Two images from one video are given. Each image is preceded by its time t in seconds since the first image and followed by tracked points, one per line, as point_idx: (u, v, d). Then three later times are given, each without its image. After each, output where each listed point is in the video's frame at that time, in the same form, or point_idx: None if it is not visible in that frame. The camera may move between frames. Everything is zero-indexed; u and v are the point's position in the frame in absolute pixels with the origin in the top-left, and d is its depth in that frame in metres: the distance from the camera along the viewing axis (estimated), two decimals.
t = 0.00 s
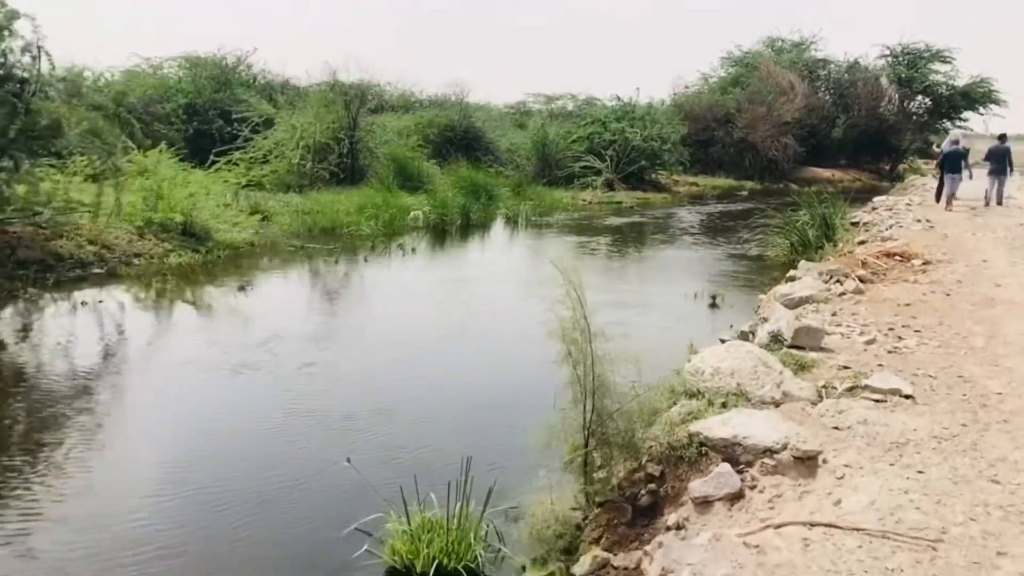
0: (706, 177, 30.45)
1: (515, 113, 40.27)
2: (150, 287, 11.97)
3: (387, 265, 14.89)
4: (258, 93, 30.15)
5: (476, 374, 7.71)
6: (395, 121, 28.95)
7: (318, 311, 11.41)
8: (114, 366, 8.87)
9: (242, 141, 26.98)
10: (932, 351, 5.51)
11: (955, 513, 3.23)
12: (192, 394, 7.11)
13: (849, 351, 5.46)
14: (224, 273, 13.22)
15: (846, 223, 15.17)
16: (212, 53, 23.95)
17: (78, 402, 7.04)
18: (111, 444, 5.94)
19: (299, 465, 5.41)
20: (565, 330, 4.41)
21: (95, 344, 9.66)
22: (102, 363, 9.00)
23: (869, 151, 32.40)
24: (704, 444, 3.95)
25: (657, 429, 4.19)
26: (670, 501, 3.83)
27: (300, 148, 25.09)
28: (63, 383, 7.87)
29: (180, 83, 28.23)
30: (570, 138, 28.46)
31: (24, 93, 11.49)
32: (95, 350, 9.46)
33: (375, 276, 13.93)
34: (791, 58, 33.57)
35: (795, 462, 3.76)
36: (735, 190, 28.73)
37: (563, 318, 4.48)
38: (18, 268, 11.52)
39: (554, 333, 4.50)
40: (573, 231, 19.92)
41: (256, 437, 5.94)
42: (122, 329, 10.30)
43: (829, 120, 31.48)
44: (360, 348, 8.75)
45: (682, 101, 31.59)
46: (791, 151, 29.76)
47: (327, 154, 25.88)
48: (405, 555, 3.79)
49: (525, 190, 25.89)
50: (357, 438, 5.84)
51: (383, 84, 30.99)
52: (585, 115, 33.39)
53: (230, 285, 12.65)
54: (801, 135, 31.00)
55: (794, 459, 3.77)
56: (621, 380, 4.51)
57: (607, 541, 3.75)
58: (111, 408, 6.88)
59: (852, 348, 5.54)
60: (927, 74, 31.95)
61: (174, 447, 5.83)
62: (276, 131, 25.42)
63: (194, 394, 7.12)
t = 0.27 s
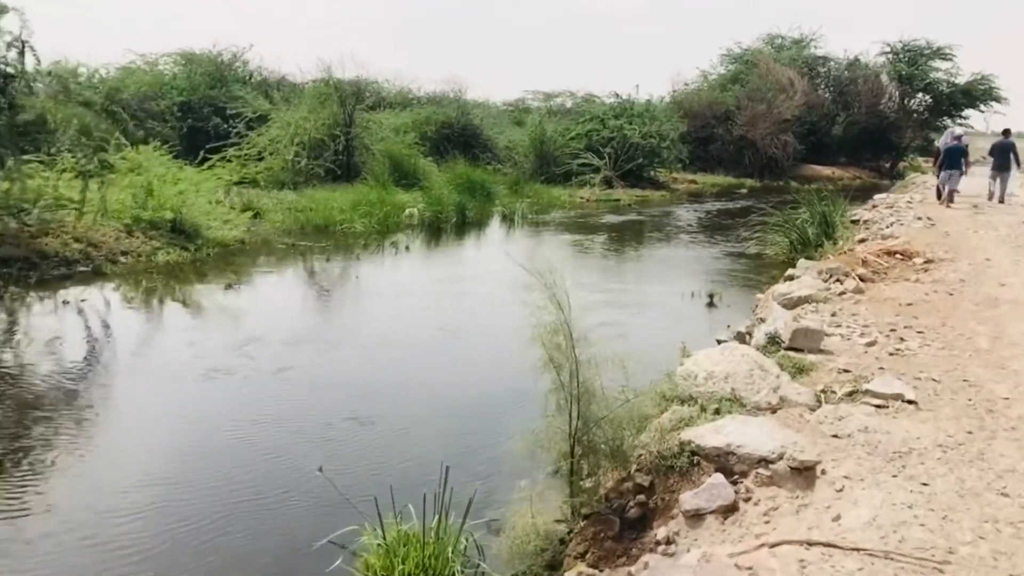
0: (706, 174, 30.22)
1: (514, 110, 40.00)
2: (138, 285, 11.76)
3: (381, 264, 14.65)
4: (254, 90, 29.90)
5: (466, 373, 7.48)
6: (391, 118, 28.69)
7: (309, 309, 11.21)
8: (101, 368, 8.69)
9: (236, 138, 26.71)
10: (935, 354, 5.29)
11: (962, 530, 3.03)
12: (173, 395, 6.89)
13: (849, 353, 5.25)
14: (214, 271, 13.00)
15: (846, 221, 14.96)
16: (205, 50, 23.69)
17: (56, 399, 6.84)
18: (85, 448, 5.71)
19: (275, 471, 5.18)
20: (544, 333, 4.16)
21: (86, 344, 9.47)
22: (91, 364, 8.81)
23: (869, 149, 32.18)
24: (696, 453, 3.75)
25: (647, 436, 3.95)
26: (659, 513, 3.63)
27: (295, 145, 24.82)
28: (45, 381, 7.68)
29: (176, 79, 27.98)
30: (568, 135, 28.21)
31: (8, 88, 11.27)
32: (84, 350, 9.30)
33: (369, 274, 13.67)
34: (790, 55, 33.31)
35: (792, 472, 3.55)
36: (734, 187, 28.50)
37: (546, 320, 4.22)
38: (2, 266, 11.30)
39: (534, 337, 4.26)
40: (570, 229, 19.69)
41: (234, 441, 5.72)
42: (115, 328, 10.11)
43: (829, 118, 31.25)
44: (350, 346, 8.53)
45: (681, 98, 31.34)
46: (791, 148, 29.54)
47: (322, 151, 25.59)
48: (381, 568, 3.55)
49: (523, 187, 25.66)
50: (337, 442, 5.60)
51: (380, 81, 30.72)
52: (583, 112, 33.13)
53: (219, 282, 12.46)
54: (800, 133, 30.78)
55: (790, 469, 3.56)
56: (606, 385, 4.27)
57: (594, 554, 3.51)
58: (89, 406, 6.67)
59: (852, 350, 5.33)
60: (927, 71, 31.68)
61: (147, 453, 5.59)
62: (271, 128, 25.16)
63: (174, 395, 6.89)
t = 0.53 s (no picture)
0: (706, 172, 29.98)
1: (514, 107, 39.74)
2: (126, 286, 11.53)
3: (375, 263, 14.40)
4: (252, 87, 29.63)
5: (454, 377, 7.24)
6: (389, 116, 28.42)
7: (301, 310, 10.99)
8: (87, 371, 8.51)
9: (233, 136, 26.45)
10: (941, 363, 5.06)
11: (975, 566, 2.80)
12: (151, 402, 6.65)
13: (851, 363, 5.02)
14: (204, 270, 12.77)
15: (847, 220, 14.72)
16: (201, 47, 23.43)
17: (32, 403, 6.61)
18: (57, 458, 5.49)
19: (253, 487, 4.96)
20: (525, 344, 3.91)
21: (71, 347, 9.26)
22: (77, 367, 8.61)
23: (870, 146, 31.93)
24: (689, 476, 3.53)
25: (637, 454, 3.74)
26: (649, 538, 3.39)
27: (291, 143, 24.56)
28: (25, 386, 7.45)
29: (172, 76, 27.72)
30: (567, 133, 27.95)
31: None
32: (68, 353, 9.08)
33: (363, 275, 13.43)
34: (791, 53, 33.00)
35: (790, 495, 3.31)
36: (735, 186, 28.23)
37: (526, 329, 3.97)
38: None
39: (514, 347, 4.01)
40: (569, 228, 19.45)
41: (210, 455, 5.48)
42: (99, 331, 9.89)
43: (830, 115, 30.97)
44: (337, 348, 8.29)
45: (681, 96, 31.06)
46: (792, 146, 29.30)
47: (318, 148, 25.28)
48: None
49: (521, 185, 25.40)
50: (318, 455, 5.38)
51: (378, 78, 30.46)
52: (583, 109, 32.86)
53: (210, 283, 12.22)
54: (801, 131, 30.53)
55: (789, 492, 3.32)
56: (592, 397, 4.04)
57: None
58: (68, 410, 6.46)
59: (854, 359, 5.09)
60: (929, 69, 31.41)
61: (120, 467, 5.36)
62: (268, 126, 24.89)
63: (151, 401, 6.64)
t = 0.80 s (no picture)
0: (705, 171, 29.78)
1: (513, 105, 39.50)
2: (112, 287, 11.33)
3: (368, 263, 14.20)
4: (248, 84, 29.40)
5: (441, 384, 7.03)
6: (387, 114, 28.16)
7: (292, 312, 10.79)
8: (74, 373, 8.32)
9: (228, 134, 26.20)
10: (943, 371, 4.86)
11: None
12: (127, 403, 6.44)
13: (849, 371, 4.82)
14: (193, 271, 12.57)
15: (847, 219, 14.51)
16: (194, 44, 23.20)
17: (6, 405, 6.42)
18: (26, 463, 5.29)
19: (227, 499, 4.77)
20: (503, 351, 3.70)
21: (55, 349, 9.06)
22: (60, 369, 8.42)
23: (870, 145, 31.75)
24: (674, 495, 3.33)
25: (622, 469, 3.56)
26: (633, 562, 3.27)
27: (286, 141, 24.33)
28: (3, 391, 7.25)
29: (168, 73, 27.49)
30: (565, 131, 27.73)
31: None
32: (51, 355, 8.88)
33: (361, 275, 13.25)
34: (791, 51, 32.78)
35: (783, 516, 3.11)
36: (735, 185, 28.01)
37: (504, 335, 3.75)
38: None
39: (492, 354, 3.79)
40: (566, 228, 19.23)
41: (184, 462, 5.28)
42: (86, 332, 9.69)
43: (830, 114, 30.76)
44: (322, 351, 8.08)
45: (681, 94, 30.81)
46: (792, 145, 29.11)
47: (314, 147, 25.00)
48: None
49: (519, 184, 25.21)
50: (296, 467, 5.19)
51: (375, 76, 30.23)
52: (582, 108, 32.61)
53: (197, 283, 12.04)
54: (802, 129, 30.37)
55: (781, 514, 3.12)
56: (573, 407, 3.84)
57: None
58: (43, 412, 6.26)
59: (852, 367, 4.89)
60: (930, 67, 31.19)
61: (90, 473, 5.16)
62: (264, 124, 24.67)
63: (132, 404, 6.42)
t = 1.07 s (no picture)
0: (706, 170, 29.59)
1: (513, 104, 39.29)
2: (101, 288, 11.17)
3: (362, 263, 14.01)
4: (247, 83, 29.21)
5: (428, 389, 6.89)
6: (386, 113, 27.95)
7: (284, 312, 10.63)
8: (64, 376, 8.19)
9: (225, 134, 26.00)
10: (942, 379, 4.68)
11: None
12: (106, 412, 6.30)
13: (844, 380, 4.64)
14: (185, 271, 12.39)
15: (847, 219, 14.33)
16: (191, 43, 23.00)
17: None
18: None
19: (203, 514, 4.63)
20: (476, 366, 3.55)
21: (43, 352, 8.90)
22: (47, 373, 8.27)
23: (871, 144, 31.54)
24: (656, 513, 3.17)
25: (605, 485, 3.42)
26: None
27: (283, 141, 24.11)
28: None
29: (166, 72, 27.31)
30: (565, 130, 27.54)
31: None
32: (37, 358, 8.71)
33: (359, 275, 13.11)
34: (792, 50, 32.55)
35: (769, 539, 2.94)
36: (736, 184, 27.80)
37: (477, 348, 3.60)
38: None
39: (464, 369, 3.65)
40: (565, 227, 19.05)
41: (160, 475, 5.14)
42: (75, 335, 9.53)
43: (831, 112, 30.54)
44: (309, 353, 7.94)
45: (682, 93, 30.59)
46: (793, 144, 28.91)
47: (310, 147, 24.55)
48: None
49: (518, 183, 25.02)
50: (275, 479, 5.06)
51: (374, 75, 30.03)
52: (583, 106, 32.39)
53: (187, 283, 11.88)
54: (802, 128, 30.15)
55: (766, 536, 2.94)
56: (549, 422, 3.70)
57: None
58: (22, 421, 6.12)
59: (847, 375, 4.72)
60: (932, 66, 30.96)
61: (64, 486, 5.02)
62: (262, 123, 24.47)
63: (114, 412, 6.29)
